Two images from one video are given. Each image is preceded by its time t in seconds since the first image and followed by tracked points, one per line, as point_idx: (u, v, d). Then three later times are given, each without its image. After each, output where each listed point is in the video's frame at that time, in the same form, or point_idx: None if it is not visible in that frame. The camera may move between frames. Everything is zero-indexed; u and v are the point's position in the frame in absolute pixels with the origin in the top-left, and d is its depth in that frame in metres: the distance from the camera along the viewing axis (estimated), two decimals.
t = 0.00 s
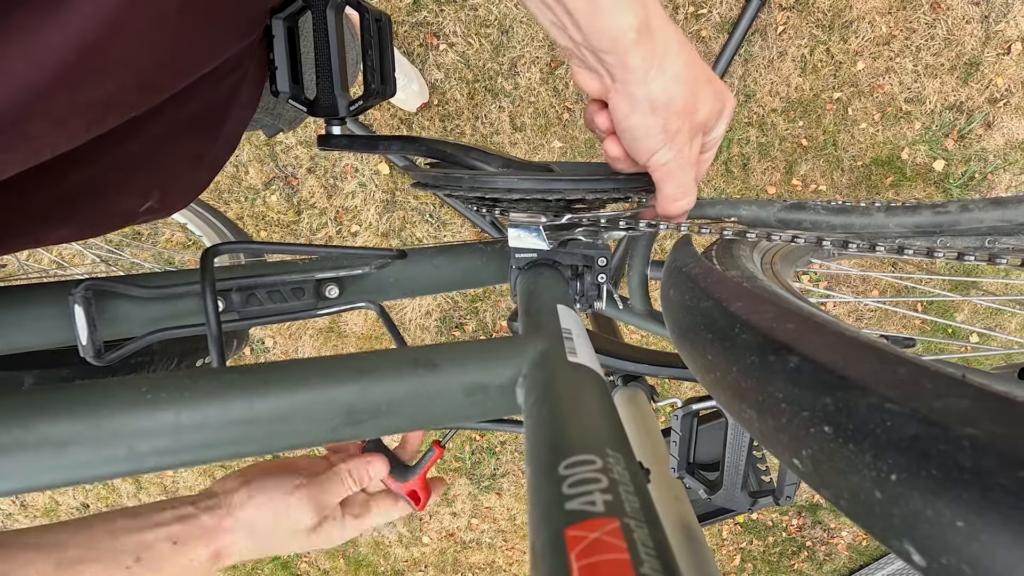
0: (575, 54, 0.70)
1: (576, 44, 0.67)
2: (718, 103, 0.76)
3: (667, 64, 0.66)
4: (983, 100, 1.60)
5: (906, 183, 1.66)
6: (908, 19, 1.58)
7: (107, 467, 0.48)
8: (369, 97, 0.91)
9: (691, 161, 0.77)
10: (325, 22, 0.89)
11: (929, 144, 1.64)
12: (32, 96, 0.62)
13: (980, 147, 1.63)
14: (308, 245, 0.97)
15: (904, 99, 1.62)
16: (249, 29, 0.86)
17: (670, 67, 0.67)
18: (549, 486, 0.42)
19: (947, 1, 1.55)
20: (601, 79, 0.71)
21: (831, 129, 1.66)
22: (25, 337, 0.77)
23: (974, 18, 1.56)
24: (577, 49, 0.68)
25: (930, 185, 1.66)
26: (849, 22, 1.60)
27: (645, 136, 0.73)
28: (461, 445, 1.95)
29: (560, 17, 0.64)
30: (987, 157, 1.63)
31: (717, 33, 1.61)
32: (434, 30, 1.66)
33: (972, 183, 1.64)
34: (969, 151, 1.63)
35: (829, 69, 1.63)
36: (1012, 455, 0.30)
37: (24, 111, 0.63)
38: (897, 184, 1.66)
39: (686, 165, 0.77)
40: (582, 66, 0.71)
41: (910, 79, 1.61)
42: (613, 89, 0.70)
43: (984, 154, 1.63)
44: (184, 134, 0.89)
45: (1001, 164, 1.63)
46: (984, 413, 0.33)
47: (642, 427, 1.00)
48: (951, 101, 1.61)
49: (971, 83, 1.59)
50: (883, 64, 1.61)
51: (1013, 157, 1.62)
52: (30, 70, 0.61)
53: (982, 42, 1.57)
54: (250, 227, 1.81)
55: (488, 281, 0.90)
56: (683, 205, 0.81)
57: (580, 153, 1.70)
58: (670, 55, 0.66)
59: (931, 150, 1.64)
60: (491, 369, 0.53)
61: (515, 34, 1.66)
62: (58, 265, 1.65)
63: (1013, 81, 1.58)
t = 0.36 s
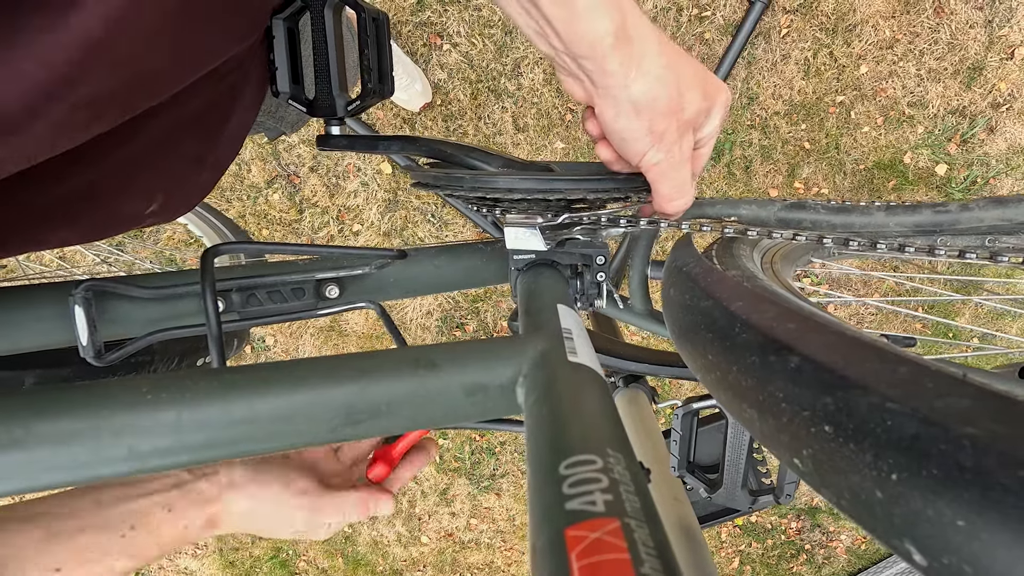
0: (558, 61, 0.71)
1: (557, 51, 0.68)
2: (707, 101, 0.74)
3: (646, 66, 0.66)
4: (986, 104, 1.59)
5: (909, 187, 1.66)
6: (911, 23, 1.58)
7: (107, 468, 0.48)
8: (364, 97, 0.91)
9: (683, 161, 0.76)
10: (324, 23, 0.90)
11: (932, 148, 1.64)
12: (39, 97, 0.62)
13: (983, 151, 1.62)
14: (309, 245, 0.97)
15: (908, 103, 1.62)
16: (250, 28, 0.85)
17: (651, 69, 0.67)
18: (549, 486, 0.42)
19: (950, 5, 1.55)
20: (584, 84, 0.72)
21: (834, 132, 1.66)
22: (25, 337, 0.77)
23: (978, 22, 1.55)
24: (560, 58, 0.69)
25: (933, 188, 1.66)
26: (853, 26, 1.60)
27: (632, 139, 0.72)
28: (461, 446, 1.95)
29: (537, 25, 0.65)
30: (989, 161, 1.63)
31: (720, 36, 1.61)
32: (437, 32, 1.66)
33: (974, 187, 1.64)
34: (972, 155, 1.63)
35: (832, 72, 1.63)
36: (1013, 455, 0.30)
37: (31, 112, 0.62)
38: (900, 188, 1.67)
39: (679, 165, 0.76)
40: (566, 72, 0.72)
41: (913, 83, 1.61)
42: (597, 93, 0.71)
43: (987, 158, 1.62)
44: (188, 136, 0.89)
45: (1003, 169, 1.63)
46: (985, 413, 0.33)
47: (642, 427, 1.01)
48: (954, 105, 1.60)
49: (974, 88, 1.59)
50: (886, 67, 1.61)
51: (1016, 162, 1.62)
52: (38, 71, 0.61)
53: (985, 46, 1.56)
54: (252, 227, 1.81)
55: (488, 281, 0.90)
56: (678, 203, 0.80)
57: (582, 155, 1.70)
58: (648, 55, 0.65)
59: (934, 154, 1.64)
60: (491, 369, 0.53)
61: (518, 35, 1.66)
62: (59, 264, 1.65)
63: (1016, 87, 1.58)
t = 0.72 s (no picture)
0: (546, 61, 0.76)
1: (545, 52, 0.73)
2: (690, 90, 0.77)
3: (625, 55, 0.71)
4: (980, 103, 1.60)
5: (903, 185, 1.66)
6: (905, 22, 1.58)
7: (107, 467, 0.48)
8: (363, 97, 0.91)
9: (677, 148, 0.77)
10: (320, 22, 0.90)
11: (926, 147, 1.64)
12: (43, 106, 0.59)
13: (977, 150, 1.63)
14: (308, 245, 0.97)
15: (902, 102, 1.62)
16: (251, 31, 0.84)
17: (629, 59, 0.72)
18: (549, 486, 0.42)
19: (944, 4, 1.55)
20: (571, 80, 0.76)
21: (829, 131, 1.66)
22: (24, 337, 0.77)
23: (971, 21, 1.55)
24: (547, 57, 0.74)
25: (928, 187, 1.66)
26: (847, 25, 1.60)
27: (618, 129, 0.76)
28: (458, 446, 1.95)
29: (523, 28, 0.71)
30: (983, 160, 1.63)
31: (714, 35, 1.61)
32: (433, 32, 1.66)
33: (968, 186, 1.64)
34: (966, 154, 1.63)
35: (827, 71, 1.63)
36: (1012, 455, 0.30)
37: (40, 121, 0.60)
38: (895, 187, 1.67)
39: (671, 156, 0.76)
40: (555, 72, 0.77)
41: (907, 82, 1.61)
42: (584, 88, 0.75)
43: (981, 157, 1.63)
44: (190, 138, 0.89)
45: (997, 167, 1.63)
46: (985, 413, 0.33)
47: (642, 427, 1.01)
48: (948, 104, 1.61)
49: (968, 86, 1.59)
50: (881, 66, 1.61)
51: (1010, 160, 1.62)
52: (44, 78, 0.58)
53: (979, 45, 1.57)
54: (249, 227, 1.81)
55: (487, 282, 0.91)
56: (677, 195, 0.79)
57: (578, 155, 1.70)
58: (626, 47, 0.70)
59: (928, 153, 1.64)
60: (491, 369, 0.53)
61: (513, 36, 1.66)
62: (56, 265, 1.65)
63: (1010, 85, 1.58)
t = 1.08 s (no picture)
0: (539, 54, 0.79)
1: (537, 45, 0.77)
2: (678, 81, 0.77)
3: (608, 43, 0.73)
4: (986, 99, 1.60)
5: (909, 182, 1.66)
6: (911, 18, 1.58)
7: (107, 468, 0.48)
8: (353, 98, 0.92)
9: (665, 138, 0.77)
10: (315, 20, 0.89)
11: (932, 143, 1.64)
12: (53, 108, 0.60)
13: (983, 146, 1.63)
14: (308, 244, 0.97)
15: (907, 98, 1.62)
16: (249, 29, 0.88)
17: (613, 48, 0.74)
18: (549, 486, 0.42)
19: None
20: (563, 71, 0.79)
21: (834, 128, 1.67)
22: (25, 337, 0.77)
23: (978, 16, 1.56)
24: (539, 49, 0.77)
25: (934, 184, 1.66)
26: (853, 21, 1.60)
27: (604, 118, 0.77)
28: (462, 445, 1.95)
29: (512, 21, 0.75)
30: (990, 156, 1.63)
31: (719, 32, 1.61)
32: (436, 31, 1.66)
33: (975, 182, 1.65)
34: (973, 150, 1.63)
35: (832, 68, 1.63)
36: (1012, 456, 0.30)
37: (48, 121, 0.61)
38: (901, 183, 1.67)
39: (657, 146, 0.76)
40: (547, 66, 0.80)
41: (913, 78, 1.61)
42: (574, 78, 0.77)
43: (988, 153, 1.63)
44: (188, 137, 0.89)
45: (1004, 163, 1.63)
46: (984, 413, 0.33)
47: (642, 427, 1.01)
48: (954, 100, 1.61)
49: (975, 82, 1.59)
50: (886, 63, 1.61)
51: (1017, 156, 1.62)
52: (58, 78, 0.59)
53: (985, 40, 1.57)
54: (252, 227, 1.82)
55: (487, 281, 0.91)
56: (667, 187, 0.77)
57: (582, 153, 1.71)
58: (610, 36, 0.73)
59: (934, 150, 1.64)
60: (491, 369, 0.53)
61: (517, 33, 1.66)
62: (59, 265, 1.65)
63: (1016, 80, 1.58)
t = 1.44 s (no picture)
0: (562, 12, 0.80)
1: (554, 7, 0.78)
2: None
3: None
4: (985, 99, 1.60)
5: (908, 183, 1.66)
6: (909, 18, 1.58)
7: (107, 468, 0.48)
8: (357, 98, 0.91)
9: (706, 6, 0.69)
10: (318, 20, 0.89)
11: (931, 144, 1.64)
12: (60, 113, 0.60)
13: (983, 146, 1.63)
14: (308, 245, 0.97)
15: (906, 98, 1.62)
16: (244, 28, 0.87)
17: None
18: (549, 486, 0.42)
19: None
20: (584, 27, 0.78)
21: (833, 129, 1.66)
22: (26, 337, 0.77)
23: (976, 16, 1.56)
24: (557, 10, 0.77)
25: (933, 184, 1.66)
26: (851, 21, 1.60)
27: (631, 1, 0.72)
28: (463, 446, 1.95)
29: None
30: (989, 156, 1.63)
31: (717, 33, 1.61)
32: (434, 32, 1.66)
33: (974, 182, 1.65)
34: (972, 150, 1.63)
35: (830, 69, 1.63)
36: (1012, 456, 0.30)
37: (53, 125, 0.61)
38: (900, 184, 1.67)
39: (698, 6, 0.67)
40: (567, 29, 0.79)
41: (912, 78, 1.61)
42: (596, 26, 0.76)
43: (987, 153, 1.63)
44: (178, 140, 0.89)
45: (1003, 163, 1.63)
46: (984, 413, 0.33)
47: (642, 427, 1.01)
48: (953, 100, 1.61)
49: (973, 82, 1.59)
50: (885, 63, 1.61)
51: (1016, 156, 1.62)
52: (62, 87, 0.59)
53: (984, 40, 1.57)
54: (252, 229, 1.82)
55: (487, 281, 0.91)
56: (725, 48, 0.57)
57: (581, 154, 1.71)
58: None
59: (934, 149, 1.64)
60: (491, 369, 0.53)
61: (515, 35, 1.65)
62: (60, 267, 1.65)
63: (1015, 80, 1.58)
